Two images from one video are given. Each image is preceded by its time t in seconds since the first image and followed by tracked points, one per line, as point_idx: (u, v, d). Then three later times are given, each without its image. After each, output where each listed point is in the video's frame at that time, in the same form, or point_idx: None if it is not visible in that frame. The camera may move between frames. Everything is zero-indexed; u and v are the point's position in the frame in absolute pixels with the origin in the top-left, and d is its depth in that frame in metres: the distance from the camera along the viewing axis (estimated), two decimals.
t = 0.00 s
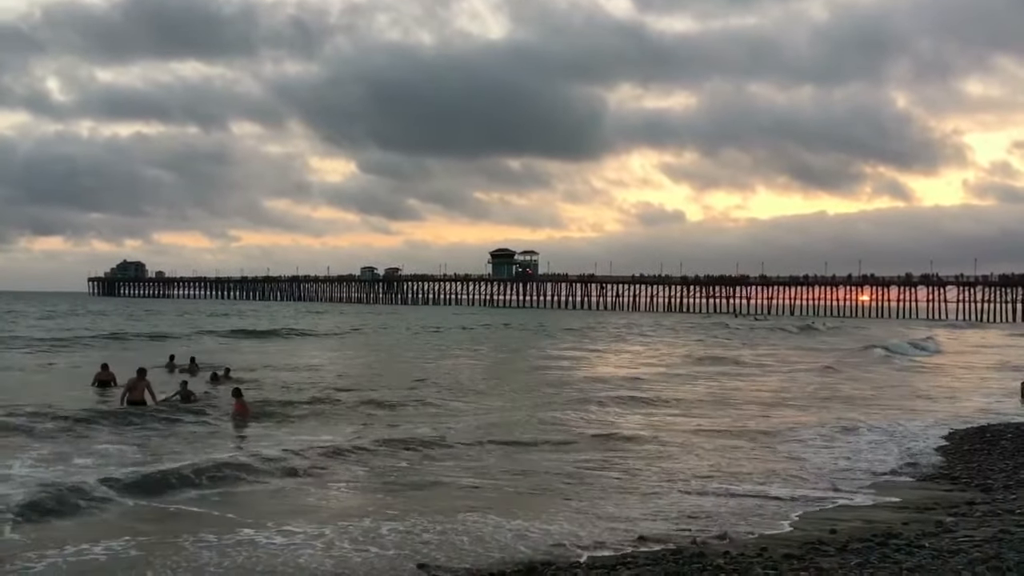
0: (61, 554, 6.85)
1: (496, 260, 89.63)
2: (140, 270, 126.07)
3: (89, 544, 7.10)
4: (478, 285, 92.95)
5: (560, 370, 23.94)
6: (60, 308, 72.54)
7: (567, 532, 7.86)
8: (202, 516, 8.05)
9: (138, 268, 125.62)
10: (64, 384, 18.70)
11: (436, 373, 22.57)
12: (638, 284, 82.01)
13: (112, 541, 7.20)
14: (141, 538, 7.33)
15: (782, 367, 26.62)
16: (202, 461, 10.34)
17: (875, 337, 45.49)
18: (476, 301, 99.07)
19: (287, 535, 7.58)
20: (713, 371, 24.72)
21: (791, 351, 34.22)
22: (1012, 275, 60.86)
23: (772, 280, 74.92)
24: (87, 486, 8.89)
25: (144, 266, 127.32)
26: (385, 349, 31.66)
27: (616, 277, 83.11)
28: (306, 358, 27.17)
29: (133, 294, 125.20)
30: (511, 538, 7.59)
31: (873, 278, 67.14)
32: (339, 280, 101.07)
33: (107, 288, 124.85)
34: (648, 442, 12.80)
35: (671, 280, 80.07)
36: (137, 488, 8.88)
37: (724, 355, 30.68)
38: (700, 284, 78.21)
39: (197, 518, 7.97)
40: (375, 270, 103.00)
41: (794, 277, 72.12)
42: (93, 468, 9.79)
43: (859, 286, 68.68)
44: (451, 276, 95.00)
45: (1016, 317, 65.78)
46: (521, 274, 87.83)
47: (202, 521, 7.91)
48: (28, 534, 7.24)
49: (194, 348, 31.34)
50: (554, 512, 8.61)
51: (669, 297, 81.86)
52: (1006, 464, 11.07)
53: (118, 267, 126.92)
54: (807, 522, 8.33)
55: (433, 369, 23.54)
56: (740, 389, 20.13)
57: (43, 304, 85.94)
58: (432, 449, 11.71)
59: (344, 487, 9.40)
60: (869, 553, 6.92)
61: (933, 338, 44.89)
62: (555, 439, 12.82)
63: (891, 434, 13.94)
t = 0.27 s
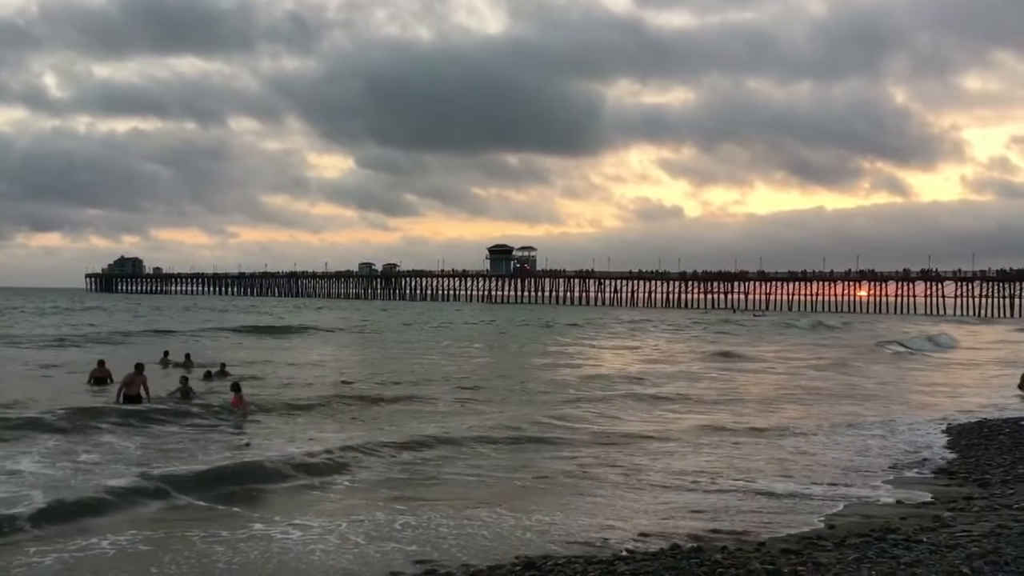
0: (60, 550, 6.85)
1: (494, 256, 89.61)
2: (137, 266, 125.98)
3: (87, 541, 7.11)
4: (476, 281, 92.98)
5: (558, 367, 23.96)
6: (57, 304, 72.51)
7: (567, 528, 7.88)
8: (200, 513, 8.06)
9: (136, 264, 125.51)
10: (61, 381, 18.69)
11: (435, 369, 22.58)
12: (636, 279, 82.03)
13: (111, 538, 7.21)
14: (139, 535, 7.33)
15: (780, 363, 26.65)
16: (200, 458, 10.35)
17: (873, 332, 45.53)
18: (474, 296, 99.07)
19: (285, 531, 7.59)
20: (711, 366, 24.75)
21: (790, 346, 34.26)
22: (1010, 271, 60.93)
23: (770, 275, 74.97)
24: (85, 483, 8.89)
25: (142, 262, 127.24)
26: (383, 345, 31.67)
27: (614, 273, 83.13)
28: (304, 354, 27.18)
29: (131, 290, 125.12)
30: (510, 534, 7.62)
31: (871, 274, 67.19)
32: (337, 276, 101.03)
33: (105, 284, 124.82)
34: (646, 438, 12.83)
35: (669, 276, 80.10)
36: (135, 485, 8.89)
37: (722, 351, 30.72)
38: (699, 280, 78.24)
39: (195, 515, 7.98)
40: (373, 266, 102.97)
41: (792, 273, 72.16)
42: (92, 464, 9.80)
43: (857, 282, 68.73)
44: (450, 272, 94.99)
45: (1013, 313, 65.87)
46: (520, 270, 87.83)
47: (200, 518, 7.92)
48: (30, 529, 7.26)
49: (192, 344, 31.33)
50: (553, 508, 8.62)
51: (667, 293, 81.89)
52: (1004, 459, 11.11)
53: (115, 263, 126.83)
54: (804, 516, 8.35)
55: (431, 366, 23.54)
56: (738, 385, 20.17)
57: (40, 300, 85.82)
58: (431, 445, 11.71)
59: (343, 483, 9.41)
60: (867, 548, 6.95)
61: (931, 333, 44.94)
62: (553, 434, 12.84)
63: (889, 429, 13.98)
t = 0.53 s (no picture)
0: (57, 547, 6.85)
1: (493, 252, 89.54)
2: (136, 263, 125.92)
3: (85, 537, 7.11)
4: (475, 278, 92.97)
5: (557, 363, 23.96)
6: (55, 302, 72.40)
7: (565, 525, 7.89)
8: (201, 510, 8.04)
9: (135, 261, 125.50)
10: (60, 378, 18.66)
11: (433, 366, 22.56)
12: (635, 276, 82.06)
13: (109, 534, 7.21)
14: (137, 531, 7.33)
15: (779, 359, 26.65)
16: (199, 457, 10.34)
17: (872, 328, 45.53)
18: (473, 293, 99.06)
19: (286, 528, 7.59)
20: (710, 363, 24.76)
21: (789, 343, 34.25)
22: (1008, 267, 60.97)
23: (769, 272, 74.96)
24: (84, 480, 8.90)
25: (140, 260, 127.15)
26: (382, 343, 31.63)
27: (613, 270, 83.14)
28: (303, 352, 27.16)
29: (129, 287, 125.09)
30: (509, 532, 7.61)
31: (870, 270, 67.22)
32: (336, 273, 100.95)
33: (104, 281, 124.93)
34: (646, 434, 12.84)
35: (668, 273, 80.05)
36: (133, 483, 8.88)
37: (721, 348, 30.71)
38: (698, 277, 78.27)
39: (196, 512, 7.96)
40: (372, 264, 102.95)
41: (791, 270, 72.17)
42: (90, 462, 9.78)
43: (856, 278, 68.74)
44: (449, 269, 95.00)
45: (1012, 309, 65.91)
46: (519, 267, 87.83)
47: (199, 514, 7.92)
48: (29, 524, 7.26)
49: (191, 342, 31.33)
50: (551, 505, 8.61)
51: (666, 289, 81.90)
52: (1003, 455, 11.12)
53: (114, 260, 126.81)
54: (804, 513, 8.36)
55: (429, 363, 23.55)
56: (737, 382, 20.20)
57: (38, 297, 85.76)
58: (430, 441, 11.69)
59: (342, 480, 9.41)
60: (866, 544, 6.97)
61: (930, 329, 44.96)
62: (551, 431, 12.82)
63: (889, 426, 13.98)
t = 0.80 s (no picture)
0: (56, 544, 6.85)
1: (493, 251, 89.50)
2: (136, 262, 125.86)
3: (84, 534, 7.10)
4: (475, 277, 92.92)
5: (556, 362, 23.95)
6: (54, 301, 72.27)
7: (565, 522, 7.89)
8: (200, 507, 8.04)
9: (134, 260, 125.42)
10: (59, 377, 18.65)
11: (432, 365, 22.53)
12: (635, 274, 82.02)
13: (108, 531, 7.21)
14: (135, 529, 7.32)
15: (778, 357, 26.65)
16: (198, 456, 10.34)
17: (872, 326, 45.46)
18: (472, 292, 99.00)
19: (285, 525, 7.58)
20: (709, 362, 24.75)
21: (790, 341, 34.24)
22: (1008, 265, 60.94)
23: (769, 270, 74.92)
24: (84, 478, 8.91)
25: (140, 258, 127.04)
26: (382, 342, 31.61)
27: (613, 268, 83.10)
28: (302, 351, 27.15)
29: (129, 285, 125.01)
30: (508, 529, 7.60)
31: (870, 268, 67.18)
32: (336, 272, 100.90)
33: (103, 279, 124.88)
34: (645, 433, 12.83)
35: (668, 270, 80.02)
36: (132, 482, 8.87)
37: (721, 346, 30.71)
38: (697, 275, 78.24)
39: (195, 508, 7.96)
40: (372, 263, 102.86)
41: (791, 268, 72.11)
42: (89, 461, 9.78)
43: (856, 276, 68.70)
44: (448, 268, 94.93)
45: (1012, 307, 65.85)
46: (519, 265, 87.79)
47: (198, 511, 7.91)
48: (28, 521, 7.27)
49: (191, 341, 31.30)
50: (551, 503, 8.61)
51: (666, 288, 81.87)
52: (1003, 453, 11.11)
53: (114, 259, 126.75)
54: (803, 510, 8.36)
55: (429, 361, 23.53)
56: (737, 380, 20.20)
57: (38, 296, 85.67)
58: (429, 440, 11.68)
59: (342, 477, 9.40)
60: (865, 542, 6.97)
61: (930, 328, 44.92)
62: (551, 430, 12.82)
63: (889, 424, 13.98)
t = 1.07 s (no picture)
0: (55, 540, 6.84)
1: (492, 250, 89.48)
2: (135, 261, 125.80)
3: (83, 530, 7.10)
4: (475, 276, 92.91)
5: (555, 361, 23.95)
6: (53, 299, 72.18)
7: (564, 521, 7.88)
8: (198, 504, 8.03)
9: (134, 259, 125.35)
10: (59, 376, 18.64)
11: (432, 364, 22.52)
12: (635, 273, 82.01)
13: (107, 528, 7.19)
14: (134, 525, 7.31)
15: (778, 356, 26.65)
16: (197, 456, 10.32)
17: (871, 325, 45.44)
18: (472, 290, 98.99)
19: (285, 523, 7.57)
20: (709, 361, 24.74)
21: (789, 339, 34.26)
22: (1007, 264, 60.97)
23: (768, 268, 74.93)
24: (83, 477, 8.90)
25: (140, 257, 126.95)
26: (381, 341, 31.60)
27: (612, 267, 83.11)
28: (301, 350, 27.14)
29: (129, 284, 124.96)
30: (507, 528, 7.60)
31: (869, 267, 67.20)
32: (335, 270, 100.86)
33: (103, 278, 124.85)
34: (645, 432, 12.82)
35: (667, 269, 80.05)
36: (131, 481, 8.86)
37: (721, 345, 30.72)
38: (697, 273, 78.25)
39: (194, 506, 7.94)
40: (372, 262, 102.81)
41: (791, 266, 72.11)
42: (88, 460, 9.77)
43: (855, 275, 68.71)
44: (448, 266, 94.91)
45: (1011, 306, 65.86)
46: (518, 264, 87.78)
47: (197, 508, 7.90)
48: (27, 520, 7.26)
49: (190, 340, 31.28)
50: (550, 502, 8.60)
51: (666, 287, 81.87)
52: (1002, 452, 11.12)
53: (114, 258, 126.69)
54: (802, 509, 8.36)
55: (428, 361, 23.51)
56: (736, 379, 20.20)
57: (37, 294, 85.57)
58: (428, 440, 11.65)
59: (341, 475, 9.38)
60: (865, 541, 6.96)
61: (930, 326, 44.93)
62: (550, 429, 12.81)
63: (888, 423, 13.97)
